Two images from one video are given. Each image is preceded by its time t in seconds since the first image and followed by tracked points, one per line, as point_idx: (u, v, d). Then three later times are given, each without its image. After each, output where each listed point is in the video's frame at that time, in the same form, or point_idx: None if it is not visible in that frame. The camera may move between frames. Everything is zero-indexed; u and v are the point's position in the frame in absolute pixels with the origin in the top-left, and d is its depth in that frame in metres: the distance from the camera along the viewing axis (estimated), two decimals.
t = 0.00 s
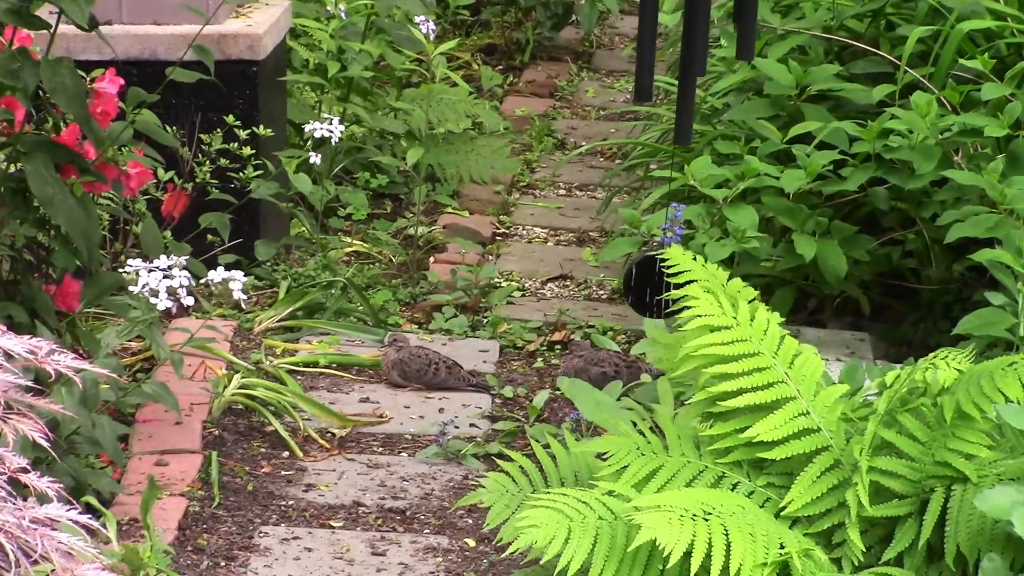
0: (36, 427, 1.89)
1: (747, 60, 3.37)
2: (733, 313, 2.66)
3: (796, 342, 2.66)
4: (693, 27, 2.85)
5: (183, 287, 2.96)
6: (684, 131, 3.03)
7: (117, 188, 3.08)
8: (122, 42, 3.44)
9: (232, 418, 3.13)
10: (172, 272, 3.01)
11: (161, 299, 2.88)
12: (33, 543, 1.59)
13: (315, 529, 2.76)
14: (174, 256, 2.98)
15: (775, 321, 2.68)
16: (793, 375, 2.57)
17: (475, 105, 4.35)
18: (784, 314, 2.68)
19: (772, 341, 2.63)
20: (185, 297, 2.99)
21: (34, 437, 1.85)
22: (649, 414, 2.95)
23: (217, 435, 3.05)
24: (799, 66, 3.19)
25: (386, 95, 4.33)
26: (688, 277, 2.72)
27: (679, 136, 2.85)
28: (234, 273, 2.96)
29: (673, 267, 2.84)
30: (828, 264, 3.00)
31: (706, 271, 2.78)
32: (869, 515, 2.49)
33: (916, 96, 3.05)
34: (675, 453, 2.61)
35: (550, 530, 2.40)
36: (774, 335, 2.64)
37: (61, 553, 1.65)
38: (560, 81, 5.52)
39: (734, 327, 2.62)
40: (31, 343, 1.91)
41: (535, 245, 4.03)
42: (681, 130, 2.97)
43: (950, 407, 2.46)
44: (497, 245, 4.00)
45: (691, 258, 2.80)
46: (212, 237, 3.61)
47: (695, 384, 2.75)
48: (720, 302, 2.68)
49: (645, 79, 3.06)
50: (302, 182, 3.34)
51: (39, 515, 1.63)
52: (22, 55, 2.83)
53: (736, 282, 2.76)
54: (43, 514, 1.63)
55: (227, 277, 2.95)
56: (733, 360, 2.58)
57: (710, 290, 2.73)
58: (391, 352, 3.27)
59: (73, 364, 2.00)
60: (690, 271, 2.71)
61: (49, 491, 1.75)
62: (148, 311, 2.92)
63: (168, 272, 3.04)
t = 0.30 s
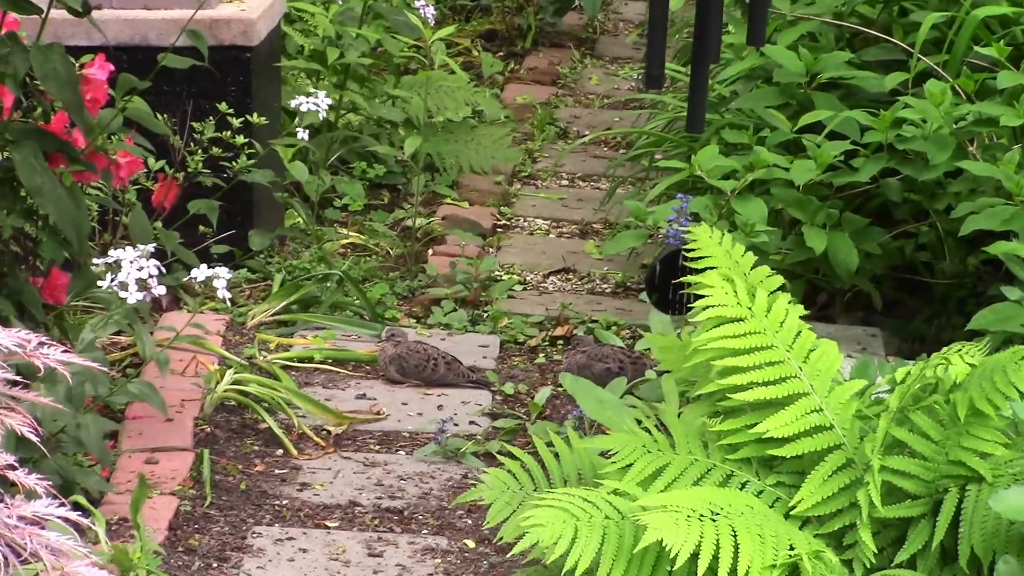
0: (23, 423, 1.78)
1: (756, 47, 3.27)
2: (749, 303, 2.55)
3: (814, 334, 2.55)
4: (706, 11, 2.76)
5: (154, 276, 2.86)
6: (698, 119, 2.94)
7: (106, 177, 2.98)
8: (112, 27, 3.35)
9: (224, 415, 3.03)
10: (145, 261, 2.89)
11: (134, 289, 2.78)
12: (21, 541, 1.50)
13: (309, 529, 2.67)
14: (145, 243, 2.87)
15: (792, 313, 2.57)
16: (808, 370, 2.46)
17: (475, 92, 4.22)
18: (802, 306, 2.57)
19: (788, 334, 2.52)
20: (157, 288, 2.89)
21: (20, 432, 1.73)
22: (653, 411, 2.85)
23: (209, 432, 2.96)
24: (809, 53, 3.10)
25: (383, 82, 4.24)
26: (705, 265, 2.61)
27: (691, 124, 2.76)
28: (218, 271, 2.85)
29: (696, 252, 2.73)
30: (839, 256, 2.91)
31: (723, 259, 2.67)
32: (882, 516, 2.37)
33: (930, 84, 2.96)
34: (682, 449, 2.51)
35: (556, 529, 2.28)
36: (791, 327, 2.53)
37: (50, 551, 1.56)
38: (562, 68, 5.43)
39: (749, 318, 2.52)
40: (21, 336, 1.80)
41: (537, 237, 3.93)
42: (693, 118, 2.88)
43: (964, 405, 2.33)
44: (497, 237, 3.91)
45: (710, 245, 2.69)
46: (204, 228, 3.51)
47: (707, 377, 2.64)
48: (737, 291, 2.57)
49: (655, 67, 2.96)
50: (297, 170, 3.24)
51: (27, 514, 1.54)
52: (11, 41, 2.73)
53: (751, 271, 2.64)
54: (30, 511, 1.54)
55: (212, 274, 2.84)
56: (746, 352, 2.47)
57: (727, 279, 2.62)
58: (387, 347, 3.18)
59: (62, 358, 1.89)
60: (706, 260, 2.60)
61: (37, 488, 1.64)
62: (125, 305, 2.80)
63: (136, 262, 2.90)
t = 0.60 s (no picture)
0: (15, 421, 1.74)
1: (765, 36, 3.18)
2: (760, 301, 2.42)
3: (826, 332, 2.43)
4: None
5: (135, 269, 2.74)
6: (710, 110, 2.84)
7: (96, 170, 2.87)
8: (102, 14, 3.26)
9: (217, 415, 2.95)
10: (125, 250, 2.78)
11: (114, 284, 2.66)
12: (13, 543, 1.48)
13: (304, 533, 2.59)
14: (126, 234, 2.75)
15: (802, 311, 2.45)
16: (821, 370, 2.34)
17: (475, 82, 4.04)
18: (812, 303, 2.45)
19: (800, 332, 2.40)
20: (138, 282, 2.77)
21: (11, 430, 1.69)
22: (659, 412, 2.76)
23: (201, 433, 2.87)
24: (820, 43, 3.01)
25: (381, 72, 4.14)
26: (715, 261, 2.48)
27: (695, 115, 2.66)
28: (223, 278, 2.76)
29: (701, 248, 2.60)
30: (851, 252, 2.83)
31: (731, 256, 2.54)
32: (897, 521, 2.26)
33: (944, 75, 2.87)
34: (691, 452, 2.40)
35: (559, 533, 2.21)
36: (803, 326, 2.41)
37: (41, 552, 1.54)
38: (565, 58, 5.33)
39: (760, 316, 2.39)
40: (13, 334, 1.76)
41: (539, 233, 3.84)
42: (706, 109, 2.78)
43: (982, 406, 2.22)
44: (498, 232, 3.82)
45: (716, 241, 2.56)
46: (196, 222, 3.42)
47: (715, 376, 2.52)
48: (748, 288, 2.43)
49: (666, 55, 2.86)
50: (292, 163, 3.14)
51: (17, 513, 1.51)
52: None
53: (759, 268, 2.51)
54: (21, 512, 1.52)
55: (216, 280, 2.75)
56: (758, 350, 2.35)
57: (737, 276, 2.49)
58: (385, 346, 3.09)
59: (55, 356, 1.83)
60: (715, 255, 2.47)
61: (27, 488, 1.61)
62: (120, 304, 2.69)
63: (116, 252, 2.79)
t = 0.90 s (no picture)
0: None
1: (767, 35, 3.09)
2: (762, 308, 2.24)
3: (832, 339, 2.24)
4: None
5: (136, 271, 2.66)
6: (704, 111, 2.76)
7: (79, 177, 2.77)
8: (85, 15, 3.18)
9: (206, 428, 2.86)
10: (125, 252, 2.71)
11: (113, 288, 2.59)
12: None
13: (297, 549, 2.50)
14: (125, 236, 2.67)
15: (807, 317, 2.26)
16: (827, 378, 2.16)
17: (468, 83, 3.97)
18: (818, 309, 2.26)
19: (804, 339, 2.22)
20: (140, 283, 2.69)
21: None
22: (661, 424, 2.67)
23: (190, 447, 2.79)
24: (824, 40, 2.93)
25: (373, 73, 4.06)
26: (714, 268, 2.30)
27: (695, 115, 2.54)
28: (220, 283, 2.56)
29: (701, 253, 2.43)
30: (858, 257, 2.75)
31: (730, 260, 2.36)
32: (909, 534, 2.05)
33: (953, 73, 2.79)
34: (694, 463, 2.20)
35: (562, 547, 2.03)
36: (807, 331, 2.23)
37: None
38: (561, 57, 5.25)
39: (763, 323, 2.21)
40: None
41: (536, 238, 3.76)
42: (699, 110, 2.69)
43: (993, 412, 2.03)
44: (494, 237, 3.74)
45: (717, 247, 2.38)
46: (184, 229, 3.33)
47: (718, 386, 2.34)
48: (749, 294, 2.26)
49: (661, 54, 2.78)
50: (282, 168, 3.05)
51: None
52: None
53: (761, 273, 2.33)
54: None
55: (212, 285, 2.55)
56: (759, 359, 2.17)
57: (739, 283, 2.31)
58: (379, 356, 3.01)
59: (40, 374, 1.65)
60: (715, 261, 2.29)
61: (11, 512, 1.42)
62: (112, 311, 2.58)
63: (119, 255, 2.70)
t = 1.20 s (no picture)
0: None
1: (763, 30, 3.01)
2: (772, 307, 2.04)
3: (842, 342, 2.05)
4: None
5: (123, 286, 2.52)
6: (694, 110, 2.66)
7: (55, 177, 2.68)
8: (61, 12, 3.11)
9: (186, 437, 2.77)
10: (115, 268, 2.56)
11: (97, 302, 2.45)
12: None
13: (281, 561, 2.41)
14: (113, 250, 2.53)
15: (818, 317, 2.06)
16: (835, 383, 1.96)
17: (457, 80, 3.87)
18: (833, 311, 2.07)
19: (813, 341, 2.01)
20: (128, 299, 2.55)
21: None
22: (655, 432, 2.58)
23: (170, 456, 2.70)
24: (823, 35, 2.84)
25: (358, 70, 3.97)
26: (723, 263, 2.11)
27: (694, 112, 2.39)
28: (182, 278, 2.55)
29: (713, 248, 2.23)
30: (860, 257, 2.67)
31: (741, 256, 2.16)
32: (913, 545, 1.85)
33: (956, 69, 2.70)
34: (692, 470, 1.99)
35: (553, 558, 1.80)
36: (817, 333, 2.03)
37: None
38: (552, 54, 5.17)
39: (770, 322, 2.01)
40: None
41: (527, 239, 3.67)
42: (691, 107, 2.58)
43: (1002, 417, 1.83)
44: (483, 239, 3.65)
45: (729, 240, 2.18)
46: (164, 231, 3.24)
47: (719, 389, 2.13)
48: (760, 293, 2.05)
49: (646, 50, 2.69)
50: (263, 168, 2.97)
51: None
52: None
53: (773, 270, 2.13)
54: None
55: (174, 281, 2.54)
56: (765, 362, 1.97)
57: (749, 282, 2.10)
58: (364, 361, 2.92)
59: (13, 379, 1.46)
60: (723, 256, 2.09)
61: None
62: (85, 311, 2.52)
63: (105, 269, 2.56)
